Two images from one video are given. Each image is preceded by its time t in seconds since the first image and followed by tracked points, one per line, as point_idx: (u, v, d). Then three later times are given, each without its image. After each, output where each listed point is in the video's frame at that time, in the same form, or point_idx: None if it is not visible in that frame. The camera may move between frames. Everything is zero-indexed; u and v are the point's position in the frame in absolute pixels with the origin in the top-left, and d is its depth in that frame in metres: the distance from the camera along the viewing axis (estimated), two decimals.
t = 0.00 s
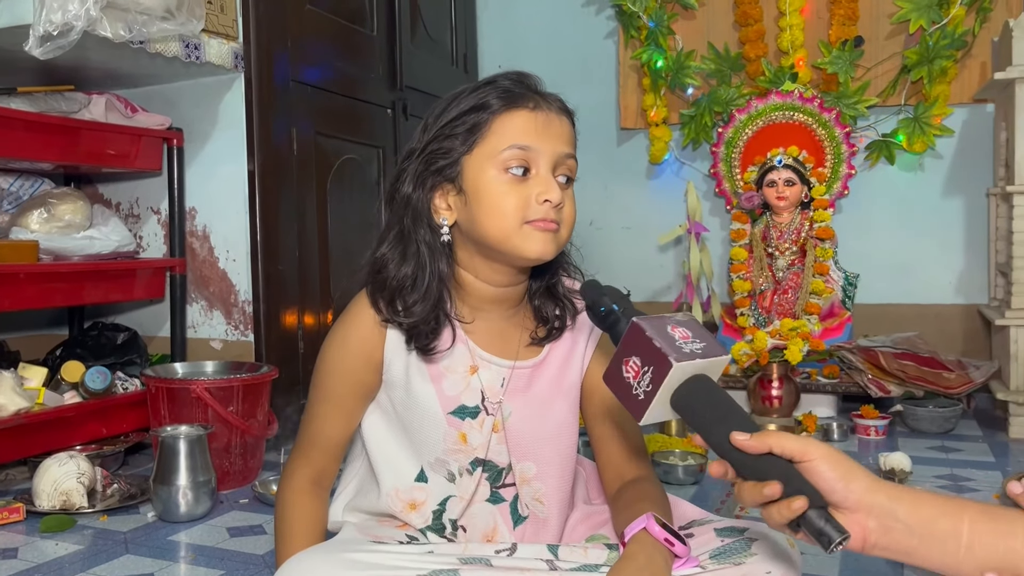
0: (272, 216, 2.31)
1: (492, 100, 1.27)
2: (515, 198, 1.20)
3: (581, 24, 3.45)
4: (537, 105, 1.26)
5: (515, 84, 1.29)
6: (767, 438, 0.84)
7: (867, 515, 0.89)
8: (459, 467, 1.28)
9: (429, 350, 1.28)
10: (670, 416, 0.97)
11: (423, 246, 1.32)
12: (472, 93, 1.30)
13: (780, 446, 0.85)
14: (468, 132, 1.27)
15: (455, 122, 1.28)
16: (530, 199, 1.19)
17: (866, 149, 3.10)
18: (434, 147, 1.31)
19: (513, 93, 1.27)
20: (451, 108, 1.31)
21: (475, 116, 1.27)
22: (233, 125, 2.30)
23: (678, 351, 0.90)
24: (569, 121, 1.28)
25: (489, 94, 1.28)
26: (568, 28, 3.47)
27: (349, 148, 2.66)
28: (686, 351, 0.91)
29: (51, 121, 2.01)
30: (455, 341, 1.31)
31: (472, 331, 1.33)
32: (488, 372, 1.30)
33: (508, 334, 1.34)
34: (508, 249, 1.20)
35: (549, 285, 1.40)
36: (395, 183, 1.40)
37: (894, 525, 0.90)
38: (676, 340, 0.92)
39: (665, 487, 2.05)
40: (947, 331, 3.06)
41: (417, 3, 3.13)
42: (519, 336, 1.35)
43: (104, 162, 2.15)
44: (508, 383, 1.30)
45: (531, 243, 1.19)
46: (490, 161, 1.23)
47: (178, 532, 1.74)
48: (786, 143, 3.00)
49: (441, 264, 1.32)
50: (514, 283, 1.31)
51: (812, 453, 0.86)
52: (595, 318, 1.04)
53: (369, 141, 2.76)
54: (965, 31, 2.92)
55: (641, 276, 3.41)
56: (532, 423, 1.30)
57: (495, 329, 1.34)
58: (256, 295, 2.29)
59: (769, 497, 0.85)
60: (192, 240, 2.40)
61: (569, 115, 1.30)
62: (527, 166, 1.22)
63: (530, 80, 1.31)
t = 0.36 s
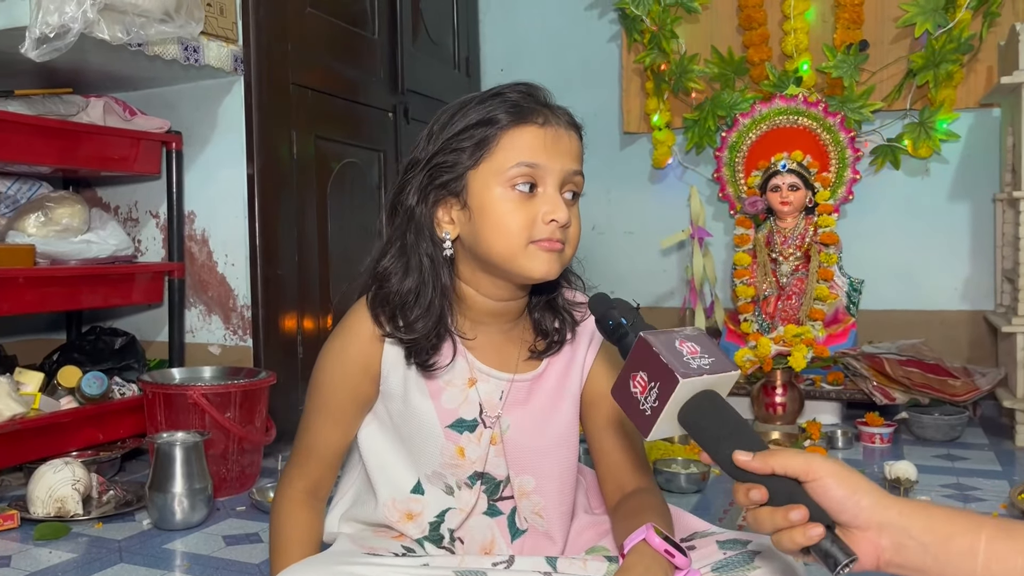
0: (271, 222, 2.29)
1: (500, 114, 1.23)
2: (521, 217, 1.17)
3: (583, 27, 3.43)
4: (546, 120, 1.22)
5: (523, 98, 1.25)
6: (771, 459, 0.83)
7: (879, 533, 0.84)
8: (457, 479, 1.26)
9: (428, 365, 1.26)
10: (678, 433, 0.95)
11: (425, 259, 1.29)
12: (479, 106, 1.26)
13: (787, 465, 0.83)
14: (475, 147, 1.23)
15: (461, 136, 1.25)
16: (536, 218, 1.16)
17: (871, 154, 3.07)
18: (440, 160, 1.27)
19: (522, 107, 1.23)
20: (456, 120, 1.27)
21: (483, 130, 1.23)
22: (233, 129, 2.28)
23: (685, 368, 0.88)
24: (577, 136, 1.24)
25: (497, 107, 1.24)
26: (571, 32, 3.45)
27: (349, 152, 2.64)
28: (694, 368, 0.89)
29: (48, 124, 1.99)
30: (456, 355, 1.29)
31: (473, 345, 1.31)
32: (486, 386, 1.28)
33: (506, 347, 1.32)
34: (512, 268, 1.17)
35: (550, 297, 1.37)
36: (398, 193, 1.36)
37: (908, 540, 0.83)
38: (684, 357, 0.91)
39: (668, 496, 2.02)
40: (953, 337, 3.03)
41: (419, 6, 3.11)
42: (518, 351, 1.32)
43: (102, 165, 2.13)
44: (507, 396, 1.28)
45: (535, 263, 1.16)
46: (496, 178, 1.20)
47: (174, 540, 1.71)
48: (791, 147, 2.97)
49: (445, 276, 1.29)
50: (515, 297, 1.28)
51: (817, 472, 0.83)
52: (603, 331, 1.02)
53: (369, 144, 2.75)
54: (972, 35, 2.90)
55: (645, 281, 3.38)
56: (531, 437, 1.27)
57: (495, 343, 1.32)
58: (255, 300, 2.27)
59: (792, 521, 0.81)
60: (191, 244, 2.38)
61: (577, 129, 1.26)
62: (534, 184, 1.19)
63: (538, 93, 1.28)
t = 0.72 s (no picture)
0: (271, 228, 2.29)
1: (499, 125, 1.22)
2: (520, 230, 1.15)
3: (586, 32, 3.43)
4: (546, 132, 1.21)
5: (522, 108, 1.24)
6: (763, 490, 0.80)
7: (876, 554, 0.84)
8: (452, 492, 1.25)
9: (428, 379, 1.25)
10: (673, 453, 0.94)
11: (424, 270, 1.27)
12: (477, 117, 1.24)
13: (778, 497, 0.80)
14: (474, 159, 1.22)
15: (460, 147, 1.23)
16: (536, 231, 1.15)
17: (875, 160, 3.05)
18: (438, 171, 1.25)
19: (521, 118, 1.22)
20: (455, 130, 1.26)
21: (482, 141, 1.22)
22: (233, 134, 2.28)
23: (680, 385, 0.87)
24: (576, 146, 1.23)
25: (497, 118, 1.23)
26: (574, 36, 3.45)
27: (351, 157, 2.63)
28: (689, 385, 0.88)
29: (46, 128, 1.99)
30: (455, 367, 1.28)
31: (472, 357, 1.30)
32: (482, 398, 1.27)
33: (503, 359, 1.31)
34: (512, 282, 1.16)
35: (546, 308, 1.36)
36: (394, 204, 1.34)
37: (906, 561, 0.83)
38: (678, 374, 0.90)
39: (667, 504, 2.00)
40: (957, 345, 3.00)
41: (421, 11, 3.11)
42: (514, 362, 1.31)
43: (101, 169, 2.12)
44: (504, 408, 1.27)
45: (535, 277, 1.15)
46: (495, 191, 1.18)
47: (169, 547, 1.70)
48: (794, 154, 2.96)
49: (444, 287, 1.27)
50: (513, 309, 1.27)
51: (813, 498, 0.81)
52: (594, 349, 1.01)
53: (370, 149, 2.74)
54: (976, 42, 2.88)
55: (647, 287, 3.37)
56: (527, 449, 1.26)
57: (492, 354, 1.30)
58: (254, 306, 2.26)
59: (790, 540, 0.79)
60: (190, 249, 2.38)
61: (576, 140, 1.25)
62: (534, 196, 1.17)
63: (537, 103, 1.27)
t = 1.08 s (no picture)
0: (274, 232, 2.29)
1: (488, 133, 1.22)
2: (511, 237, 1.15)
3: (592, 37, 3.42)
4: (535, 138, 1.21)
5: (511, 115, 1.25)
6: (754, 504, 0.79)
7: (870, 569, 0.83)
8: (447, 499, 1.25)
9: (422, 388, 1.26)
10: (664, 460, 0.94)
11: (416, 279, 1.27)
12: (466, 125, 1.25)
13: (769, 510, 0.79)
14: (464, 166, 1.22)
15: (450, 155, 1.24)
16: (526, 238, 1.15)
17: (881, 166, 3.04)
18: (429, 180, 1.26)
19: (510, 125, 1.23)
20: (444, 139, 1.26)
21: (470, 150, 1.22)
22: (237, 138, 2.29)
23: (672, 393, 0.88)
24: (567, 152, 1.24)
25: (486, 126, 1.23)
26: (579, 41, 3.44)
27: (355, 161, 2.64)
28: (681, 394, 0.88)
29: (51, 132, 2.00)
30: (451, 374, 1.28)
31: (466, 363, 1.30)
32: (478, 405, 1.27)
33: (498, 365, 1.31)
34: (504, 289, 1.16)
35: (541, 314, 1.36)
36: (386, 213, 1.35)
37: None
38: (670, 383, 0.90)
39: (666, 511, 1.99)
40: (962, 353, 2.99)
41: (426, 15, 3.11)
42: (510, 368, 1.31)
43: (105, 172, 2.13)
44: (499, 414, 1.27)
45: (527, 284, 1.15)
46: (485, 199, 1.18)
47: (168, 551, 1.71)
48: (799, 159, 2.95)
49: (438, 296, 1.27)
50: (508, 316, 1.27)
51: (805, 511, 0.80)
52: (586, 354, 1.02)
53: (374, 154, 2.74)
54: (983, 48, 2.87)
55: (651, 293, 3.36)
56: (522, 456, 1.26)
57: (486, 361, 1.30)
58: (256, 310, 2.26)
59: (782, 554, 0.80)
60: (194, 252, 2.39)
61: (567, 145, 1.25)
62: (523, 203, 1.17)
63: (527, 110, 1.27)
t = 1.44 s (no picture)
0: (274, 235, 2.30)
1: (469, 140, 1.22)
2: (492, 244, 1.15)
3: (598, 42, 3.42)
4: (516, 145, 1.21)
5: (494, 122, 1.25)
6: (734, 516, 0.79)
7: None
8: (435, 504, 1.25)
9: (407, 394, 1.26)
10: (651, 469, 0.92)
11: (399, 288, 1.28)
12: (448, 132, 1.25)
13: (750, 522, 0.78)
14: (445, 174, 1.22)
15: (432, 164, 1.24)
16: (508, 246, 1.15)
17: (885, 173, 3.02)
18: (410, 189, 1.26)
19: (491, 132, 1.23)
20: (425, 147, 1.27)
21: (451, 158, 1.22)
22: (239, 141, 2.30)
23: (660, 403, 0.85)
24: (551, 157, 1.23)
25: (467, 133, 1.23)
26: (584, 45, 3.44)
27: (357, 165, 2.64)
28: (670, 404, 0.86)
29: (54, 135, 2.01)
30: (438, 379, 1.28)
31: (453, 369, 1.30)
32: (466, 409, 1.27)
33: (485, 372, 1.31)
34: (486, 297, 1.16)
35: (532, 320, 1.36)
36: (370, 221, 1.36)
37: None
38: (657, 392, 0.88)
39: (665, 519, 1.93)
40: (966, 361, 2.97)
41: (431, 19, 3.12)
42: (497, 374, 1.31)
43: (108, 175, 2.15)
44: (487, 419, 1.27)
45: (509, 293, 1.15)
46: (466, 207, 1.18)
47: (163, 553, 1.71)
48: (802, 166, 2.94)
49: (421, 305, 1.28)
50: (495, 321, 1.26)
51: (786, 523, 0.80)
52: (575, 361, 1.00)
53: (377, 157, 2.75)
54: (989, 55, 2.85)
55: (654, 298, 3.35)
56: (510, 462, 1.26)
57: (472, 367, 1.30)
58: (256, 313, 2.27)
59: (763, 565, 0.79)
60: (195, 255, 2.40)
61: (552, 151, 1.25)
62: (505, 211, 1.17)
63: (510, 115, 1.27)
